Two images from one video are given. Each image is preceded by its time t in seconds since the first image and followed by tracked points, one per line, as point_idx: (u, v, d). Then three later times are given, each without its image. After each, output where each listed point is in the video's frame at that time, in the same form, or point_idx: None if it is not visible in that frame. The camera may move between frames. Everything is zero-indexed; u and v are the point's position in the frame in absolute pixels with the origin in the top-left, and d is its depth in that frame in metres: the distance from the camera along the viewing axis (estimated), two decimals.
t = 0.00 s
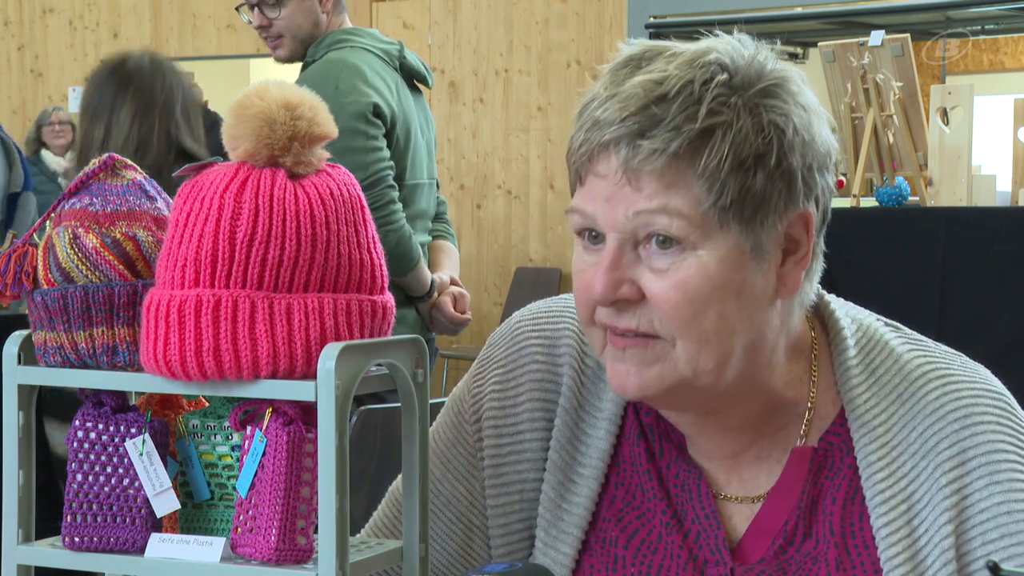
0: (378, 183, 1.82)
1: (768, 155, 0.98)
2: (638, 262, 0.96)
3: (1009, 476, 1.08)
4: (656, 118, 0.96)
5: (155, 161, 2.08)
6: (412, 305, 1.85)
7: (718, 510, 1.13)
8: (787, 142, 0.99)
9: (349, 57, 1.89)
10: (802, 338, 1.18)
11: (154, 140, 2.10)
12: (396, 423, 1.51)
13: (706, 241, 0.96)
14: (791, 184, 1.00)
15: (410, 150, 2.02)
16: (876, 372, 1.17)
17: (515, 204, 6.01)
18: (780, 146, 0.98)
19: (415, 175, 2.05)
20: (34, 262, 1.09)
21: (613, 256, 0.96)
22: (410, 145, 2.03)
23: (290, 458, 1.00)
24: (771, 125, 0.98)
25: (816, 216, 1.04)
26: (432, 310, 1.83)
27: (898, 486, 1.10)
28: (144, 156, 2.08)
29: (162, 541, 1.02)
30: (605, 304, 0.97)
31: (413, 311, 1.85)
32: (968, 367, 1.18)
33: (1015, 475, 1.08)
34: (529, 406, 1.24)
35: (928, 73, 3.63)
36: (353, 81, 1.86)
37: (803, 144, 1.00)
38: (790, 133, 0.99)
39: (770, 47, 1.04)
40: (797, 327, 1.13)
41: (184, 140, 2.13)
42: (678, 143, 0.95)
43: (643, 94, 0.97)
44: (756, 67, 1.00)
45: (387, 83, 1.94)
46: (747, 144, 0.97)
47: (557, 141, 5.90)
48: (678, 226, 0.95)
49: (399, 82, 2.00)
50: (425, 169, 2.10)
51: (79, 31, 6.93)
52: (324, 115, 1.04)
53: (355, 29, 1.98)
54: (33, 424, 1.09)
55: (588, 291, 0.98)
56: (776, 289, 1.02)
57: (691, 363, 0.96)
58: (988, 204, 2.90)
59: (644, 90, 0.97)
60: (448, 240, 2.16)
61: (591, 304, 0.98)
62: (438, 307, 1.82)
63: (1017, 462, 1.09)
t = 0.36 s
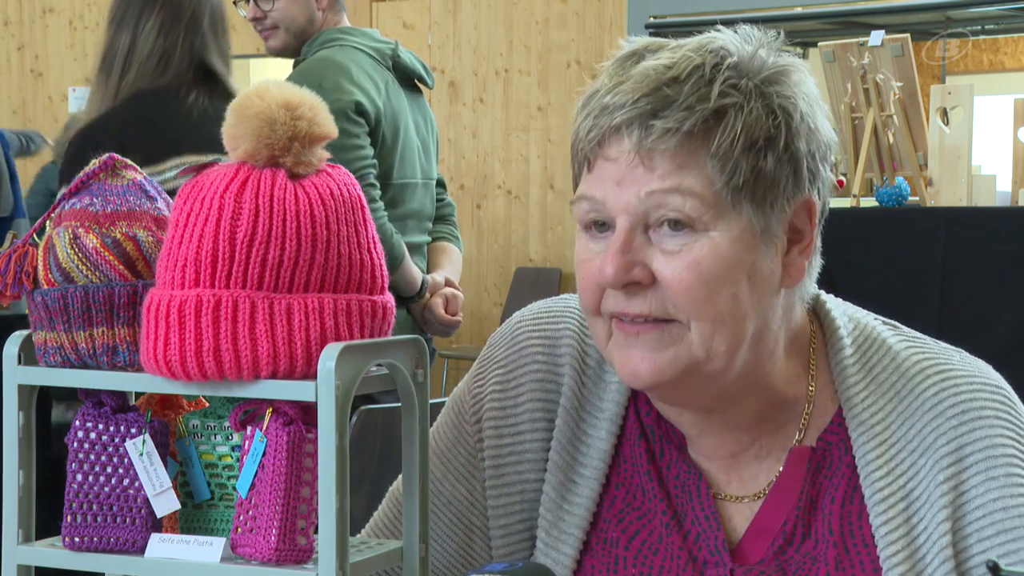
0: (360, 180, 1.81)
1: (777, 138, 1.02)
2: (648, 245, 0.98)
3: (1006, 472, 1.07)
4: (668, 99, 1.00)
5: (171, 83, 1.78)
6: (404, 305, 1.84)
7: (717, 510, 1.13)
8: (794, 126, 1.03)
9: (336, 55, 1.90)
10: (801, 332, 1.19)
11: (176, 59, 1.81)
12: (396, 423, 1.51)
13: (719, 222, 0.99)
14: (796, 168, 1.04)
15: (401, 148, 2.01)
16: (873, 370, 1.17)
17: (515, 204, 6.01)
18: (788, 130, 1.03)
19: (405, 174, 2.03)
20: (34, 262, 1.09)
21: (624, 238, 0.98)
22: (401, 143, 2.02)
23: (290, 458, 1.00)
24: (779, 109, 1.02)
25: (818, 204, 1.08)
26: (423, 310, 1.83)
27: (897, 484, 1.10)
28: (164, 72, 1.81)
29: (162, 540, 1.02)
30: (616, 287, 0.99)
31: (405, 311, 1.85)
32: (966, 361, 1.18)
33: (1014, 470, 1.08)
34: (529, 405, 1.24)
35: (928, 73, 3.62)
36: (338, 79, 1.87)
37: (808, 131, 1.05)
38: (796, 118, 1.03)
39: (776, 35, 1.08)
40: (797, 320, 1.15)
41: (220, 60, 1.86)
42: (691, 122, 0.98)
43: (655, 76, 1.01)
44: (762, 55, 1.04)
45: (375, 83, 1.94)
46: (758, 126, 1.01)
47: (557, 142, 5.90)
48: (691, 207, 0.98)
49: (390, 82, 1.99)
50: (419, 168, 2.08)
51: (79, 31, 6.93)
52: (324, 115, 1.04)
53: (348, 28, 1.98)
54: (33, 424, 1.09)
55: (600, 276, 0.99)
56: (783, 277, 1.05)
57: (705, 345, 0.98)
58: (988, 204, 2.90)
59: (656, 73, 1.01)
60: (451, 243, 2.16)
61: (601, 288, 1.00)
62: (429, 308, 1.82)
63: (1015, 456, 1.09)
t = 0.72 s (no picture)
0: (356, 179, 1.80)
1: (784, 123, 1.04)
2: (656, 225, 0.98)
3: (1001, 464, 1.07)
4: (680, 79, 1.01)
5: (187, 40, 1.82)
6: (403, 307, 1.84)
7: (715, 508, 1.13)
8: (799, 113, 1.05)
9: (334, 54, 1.90)
10: (796, 326, 1.19)
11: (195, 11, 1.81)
12: (396, 423, 1.51)
13: (727, 202, 1.00)
14: (800, 156, 1.06)
15: (400, 148, 2.01)
16: (866, 365, 1.17)
17: (515, 204, 6.01)
18: (794, 116, 1.04)
19: (404, 174, 2.03)
20: (34, 262, 1.09)
21: (633, 217, 0.98)
22: (399, 143, 2.02)
23: (290, 458, 1.00)
24: (786, 95, 1.04)
25: (818, 194, 1.10)
26: (420, 313, 1.83)
27: (892, 478, 1.10)
28: (181, 21, 1.82)
29: (162, 540, 1.02)
30: (623, 266, 0.97)
31: (404, 312, 1.85)
32: (960, 353, 1.18)
33: (1008, 460, 1.08)
34: (527, 404, 1.24)
35: (928, 74, 3.62)
36: (334, 79, 1.87)
37: (812, 120, 1.07)
38: (802, 105, 1.05)
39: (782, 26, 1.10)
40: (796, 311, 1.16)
41: (240, 16, 1.87)
42: (703, 101, 1.00)
43: (666, 57, 1.03)
44: (769, 41, 1.06)
45: (374, 84, 1.94)
46: (766, 110, 1.02)
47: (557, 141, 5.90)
48: (702, 183, 0.99)
49: (389, 82, 2.00)
50: (419, 169, 2.08)
51: (79, 32, 6.94)
52: (324, 115, 1.04)
53: (347, 27, 1.98)
54: (33, 425, 1.09)
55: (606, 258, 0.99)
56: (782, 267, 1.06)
57: (703, 327, 0.98)
58: (988, 204, 2.90)
59: (667, 55, 1.03)
60: (454, 245, 2.16)
61: (607, 267, 0.99)
62: (425, 312, 1.82)
63: (1009, 448, 1.09)
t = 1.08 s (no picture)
0: (361, 180, 1.81)
1: (786, 128, 1.04)
2: (660, 231, 0.98)
3: (1004, 470, 1.07)
4: (682, 85, 1.01)
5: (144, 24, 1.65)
6: (403, 307, 1.85)
7: (717, 511, 1.13)
8: (801, 118, 1.05)
9: (336, 54, 1.90)
10: (799, 331, 1.20)
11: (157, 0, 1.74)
12: (396, 423, 1.51)
13: (732, 208, 0.99)
14: (802, 160, 1.06)
15: (402, 148, 2.01)
16: (871, 370, 1.17)
17: (515, 204, 6.01)
18: (795, 120, 1.04)
19: (406, 174, 2.03)
20: (34, 262, 1.09)
21: (636, 224, 0.98)
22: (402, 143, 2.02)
23: (290, 458, 1.00)
24: (787, 100, 1.04)
25: (820, 199, 1.10)
26: (421, 313, 1.83)
27: (896, 484, 1.10)
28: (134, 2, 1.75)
29: (162, 540, 1.02)
30: (627, 273, 0.97)
31: (405, 312, 1.85)
32: (964, 359, 1.18)
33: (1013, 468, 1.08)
34: (529, 405, 1.24)
35: (928, 73, 3.62)
36: (337, 79, 1.87)
37: (813, 125, 1.07)
38: (804, 109, 1.05)
39: (783, 29, 1.10)
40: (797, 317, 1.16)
41: None
42: (706, 106, 1.00)
43: (667, 63, 1.03)
44: (770, 45, 1.06)
45: (376, 83, 1.94)
46: (769, 114, 1.02)
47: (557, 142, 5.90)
48: (705, 189, 0.99)
49: (390, 81, 1.99)
50: (421, 169, 2.08)
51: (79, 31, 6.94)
52: (324, 115, 1.04)
53: (349, 27, 1.98)
54: (33, 424, 1.09)
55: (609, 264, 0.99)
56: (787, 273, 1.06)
57: (710, 337, 0.98)
58: (988, 204, 2.90)
59: (669, 60, 1.03)
60: (453, 245, 2.15)
61: (611, 275, 0.99)
62: (426, 312, 1.82)
63: (1013, 454, 1.09)
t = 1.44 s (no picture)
0: (364, 183, 1.82)
1: (788, 129, 1.04)
2: (662, 234, 0.99)
3: (1003, 470, 1.07)
4: (684, 87, 1.01)
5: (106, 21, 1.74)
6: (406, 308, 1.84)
7: (717, 512, 1.13)
8: (802, 119, 1.05)
9: (337, 55, 1.90)
10: (799, 332, 1.20)
11: None
12: (396, 423, 1.51)
13: (733, 211, 1.00)
14: (803, 162, 1.06)
15: (404, 148, 2.01)
16: (870, 370, 1.17)
17: (515, 204, 6.01)
18: (796, 122, 1.04)
19: (409, 175, 2.03)
20: (34, 262, 1.09)
21: (637, 227, 0.99)
22: (404, 144, 2.02)
23: (290, 458, 1.00)
24: (789, 102, 1.04)
25: (821, 200, 1.10)
26: (425, 313, 1.83)
27: (895, 484, 1.10)
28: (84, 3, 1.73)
29: (162, 541, 1.02)
30: (629, 276, 0.98)
31: (408, 312, 1.85)
32: (963, 359, 1.18)
33: (1012, 468, 1.08)
34: (528, 406, 1.24)
35: (928, 73, 3.62)
36: (340, 80, 1.87)
37: (813, 126, 1.07)
38: (805, 110, 1.05)
39: (784, 29, 1.10)
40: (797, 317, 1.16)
41: None
42: (708, 109, 1.00)
43: (668, 65, 1.03)
44: (772, 47, 1.06)
45: (377, 83, 1.94)
46: (770, 116, 1.02)
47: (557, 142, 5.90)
48: (707, 193, 0.99)
49: (392, 82, 1.99)
50: (423, 169, 2.08)
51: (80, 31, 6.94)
52: (324, 115, 1.04)
53: (350, 28, 1.98)
54: (33, 424, 1.10)
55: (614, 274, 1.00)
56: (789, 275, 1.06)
57: (717, 338, 0.98)
58: (988, 204, 2.90)
59: (670, 63, 1.03)
60: (453, 244, 2.15)
61: (613, 277, 1.00)
62: (432, 312, 1.82)
63: (1013, 454, 1.08)
